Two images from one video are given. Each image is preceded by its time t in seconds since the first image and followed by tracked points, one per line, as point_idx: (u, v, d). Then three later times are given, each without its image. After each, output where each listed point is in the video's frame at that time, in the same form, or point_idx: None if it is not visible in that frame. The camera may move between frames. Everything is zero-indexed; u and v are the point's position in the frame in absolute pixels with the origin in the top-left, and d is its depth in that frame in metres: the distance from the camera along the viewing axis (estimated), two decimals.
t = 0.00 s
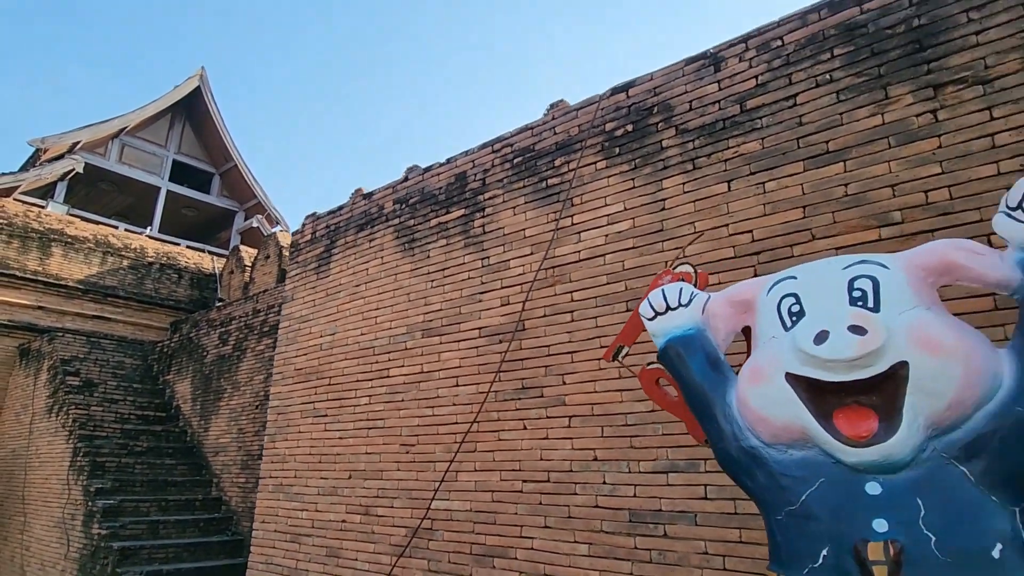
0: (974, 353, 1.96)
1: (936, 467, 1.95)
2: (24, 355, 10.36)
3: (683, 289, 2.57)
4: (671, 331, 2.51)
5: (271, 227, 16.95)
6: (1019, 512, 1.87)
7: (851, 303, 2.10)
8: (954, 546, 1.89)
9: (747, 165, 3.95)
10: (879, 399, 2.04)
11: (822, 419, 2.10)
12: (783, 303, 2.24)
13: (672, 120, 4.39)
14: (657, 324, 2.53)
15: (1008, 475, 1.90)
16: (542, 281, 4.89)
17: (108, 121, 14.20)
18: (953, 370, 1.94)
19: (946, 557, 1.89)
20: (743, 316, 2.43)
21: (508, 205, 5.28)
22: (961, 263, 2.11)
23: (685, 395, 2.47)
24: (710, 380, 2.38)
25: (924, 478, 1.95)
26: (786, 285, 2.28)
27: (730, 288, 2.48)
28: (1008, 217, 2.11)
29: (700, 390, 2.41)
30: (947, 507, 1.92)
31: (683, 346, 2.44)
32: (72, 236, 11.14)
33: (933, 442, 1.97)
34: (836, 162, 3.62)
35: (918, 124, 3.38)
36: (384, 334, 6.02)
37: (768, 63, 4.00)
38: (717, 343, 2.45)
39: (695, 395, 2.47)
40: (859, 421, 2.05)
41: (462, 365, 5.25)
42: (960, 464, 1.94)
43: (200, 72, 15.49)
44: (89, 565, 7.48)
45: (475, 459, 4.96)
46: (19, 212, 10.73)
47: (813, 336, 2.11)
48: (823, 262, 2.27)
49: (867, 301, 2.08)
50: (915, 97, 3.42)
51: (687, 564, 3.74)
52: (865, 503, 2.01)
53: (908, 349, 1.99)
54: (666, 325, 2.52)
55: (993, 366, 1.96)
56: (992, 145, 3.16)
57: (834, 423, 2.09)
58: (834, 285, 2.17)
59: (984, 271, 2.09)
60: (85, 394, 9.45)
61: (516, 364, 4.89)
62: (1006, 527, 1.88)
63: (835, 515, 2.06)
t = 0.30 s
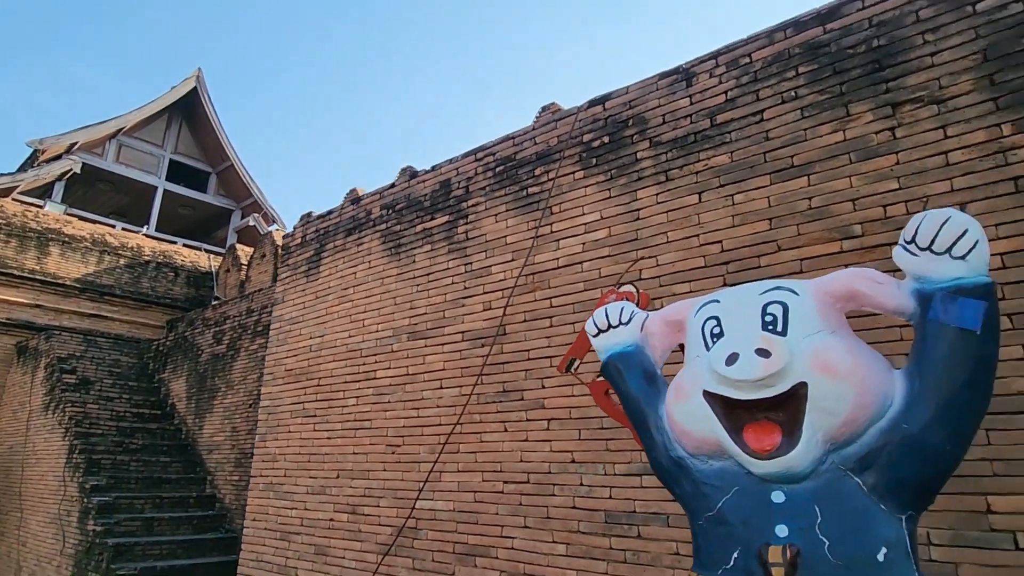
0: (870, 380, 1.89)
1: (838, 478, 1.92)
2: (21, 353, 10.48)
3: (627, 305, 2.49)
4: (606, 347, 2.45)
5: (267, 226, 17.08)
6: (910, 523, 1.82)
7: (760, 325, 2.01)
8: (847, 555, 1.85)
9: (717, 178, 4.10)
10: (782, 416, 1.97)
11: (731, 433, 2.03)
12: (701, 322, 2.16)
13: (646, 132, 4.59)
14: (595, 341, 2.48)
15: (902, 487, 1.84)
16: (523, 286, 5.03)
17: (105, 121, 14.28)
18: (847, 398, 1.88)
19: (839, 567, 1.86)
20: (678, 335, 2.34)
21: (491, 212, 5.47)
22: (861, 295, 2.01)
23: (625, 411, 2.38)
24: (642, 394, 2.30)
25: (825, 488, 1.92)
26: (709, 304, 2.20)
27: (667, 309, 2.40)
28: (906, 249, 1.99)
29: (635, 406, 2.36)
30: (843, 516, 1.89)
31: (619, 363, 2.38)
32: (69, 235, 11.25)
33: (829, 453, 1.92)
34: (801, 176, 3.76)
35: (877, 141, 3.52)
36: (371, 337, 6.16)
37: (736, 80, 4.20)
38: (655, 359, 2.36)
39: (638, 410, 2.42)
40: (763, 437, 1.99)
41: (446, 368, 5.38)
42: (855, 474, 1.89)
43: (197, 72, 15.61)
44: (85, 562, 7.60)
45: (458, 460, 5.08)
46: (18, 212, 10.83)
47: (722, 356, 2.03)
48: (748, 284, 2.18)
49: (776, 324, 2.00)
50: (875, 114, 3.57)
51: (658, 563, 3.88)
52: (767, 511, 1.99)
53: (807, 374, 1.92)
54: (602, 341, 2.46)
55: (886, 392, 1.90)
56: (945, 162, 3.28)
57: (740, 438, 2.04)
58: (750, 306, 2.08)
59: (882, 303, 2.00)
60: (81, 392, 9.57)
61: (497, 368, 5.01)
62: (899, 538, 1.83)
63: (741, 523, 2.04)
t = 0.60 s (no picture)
0: (776, 386, 1.90)
1: (744, 473, 1.90)
2: (18, 350, 10.66)
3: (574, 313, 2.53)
4: (549, 352, 2.49)
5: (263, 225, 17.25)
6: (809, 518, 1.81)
7: (679, 333, 2.04)
8: (749, 548, 1.82)
9: (681, 189, 4.32)
10: (695, 418, 1.97)
11: (649, 432, 2.03)
12: (632, 328, 2.20)
13: (617, 142, 4.82)
14: (540, 346, 2.53)
15: (802, 482, 1.84)
16: (500, 290, 5.22)
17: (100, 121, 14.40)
18: (751, 403, 1.89)
19: (741, 560, 1.82)
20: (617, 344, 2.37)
21: (471, 217, 5.67)
22: (772, 307, 2.05)
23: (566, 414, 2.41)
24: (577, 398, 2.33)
25: (732, 482, 1.90)
26: (642, 313, 2.23)
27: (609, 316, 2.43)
28: (810, 265, 2.04)
29: (573, 410, 2.38)
30: (748, 510, 1.87)
31: (559, 368, 2.43)
32: (65, 233, 11.40)
33: (736, 448, 1.91)
34: (758, 188, 3.98)
35: (828, 155, 3.74)
36: (357, 337, 6.34)
37: (700, 94, 4.46)
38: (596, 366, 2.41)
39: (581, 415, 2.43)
40: (676, 436, 1.99)
41: (427, 368, 5.54)
42: (759, 469, 1.88)
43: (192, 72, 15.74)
44: (80, 557, 7.78)
45: (439, 458, 5.20)
46: (14, 210, 10.97)
47: (642, 361, 2.06)
48: (678, 295, 2.21)
49: (694, 332, 2.02)
50: (826, 130, 3.80)
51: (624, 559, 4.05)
52: (677, 504, 1.96)
53: (716, 379, 1.93)
54: (546, 347, 2.51)
55: (789, 398, 1.91)
56: (888, 177, 3.49)
57: (655, 437, 2.03)
58: (674, 315, 2.11)
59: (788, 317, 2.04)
60: (77, 389, 9.74)
61: (475, 369, 5.18)
62: (799, 532, 1.82)
63: (651, 515, 2.01)
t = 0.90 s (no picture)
0: (663, 382, 2.14)
1: (634, 459, 2.15)
2: (12, 347, 10.89)
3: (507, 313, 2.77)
4: (483, 348, 2.75)
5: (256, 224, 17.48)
6: (687, 498, 2.07)
7: (585, 333, 2.28)
8: (634, 524, 2.08)
9: (633, 195, 4.58)
10: (595, 409, 2.22)
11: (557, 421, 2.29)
12: (549, 328, 2.44)
13: (577, 149, 5.06)
14: (475, 343, 2.78)
15: (682, 466, 2.09)
16: (468, 290, 5.46)
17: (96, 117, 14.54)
18: (640, 397, 2.13)
19: (627, 535, 2.08)
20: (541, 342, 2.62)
21: (443, 220, 5.91)
22: (670, 310, 2.28)
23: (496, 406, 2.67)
24: (502, 392, 2.58)
25: (623, 467, 2.16)
26: (560, 314, 2.47)
27: (536, 316, 2.68)
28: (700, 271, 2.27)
29: (501, 403, 2.63)
30: (636, 491, 2.13)
31: (490, 365, 2.68)
32: (58, 231, 11.58)
33: (629, 436, 2.16)
34: (701, 195, 4.23)
35: (763, 165, 4.01)
36: (335, 335, 6.53)
37: (653, 104, 4.71)
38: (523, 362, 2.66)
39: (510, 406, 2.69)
40: (579, 425, 2.24)
41: (400, 365, 5.78)
42: (647, 454, 2.13)
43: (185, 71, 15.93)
44: (71, 549, 8.01)
45: (408, 451, 5.46)
46: (7, 208, 11.16)
47: (553, 358, 2.31)
48: (592, 298, 2.44)
49: (598, 333, 2.26)
50: (762, 141, 4.06)
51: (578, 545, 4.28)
52: (578, 487, 2.21)
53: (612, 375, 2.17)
54: (481, 344, 2.77)
55: (676, 392, 2.15)
56: (815, 187, 3.77)
57: (563, 425, 2.29)
58: (584, 317, 2.35)
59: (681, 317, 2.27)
60: (69, 385, 9.96)
61: (444, 365, 5.44)
62: (677, 510, 2.07)
63: (556, 497, 2.27)
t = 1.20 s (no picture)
0: (585, 377, 2.90)
1: (557, 454, 2.91)
2: (7, 344, 11.09)
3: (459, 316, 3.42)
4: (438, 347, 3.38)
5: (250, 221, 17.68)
6: (603, 483, 2.82)
7: (524, 336, 3.02)
8: (558, 507, 2.86)
9: (596, 199, 4.79)
10: (529, 402, 2.99)
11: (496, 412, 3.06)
12: (493, 330, 3.15)
13: (546, 154, 5.26)
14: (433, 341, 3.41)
15: (603, 455, 2.83)
16: (442, 289, 5.67)
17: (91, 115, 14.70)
18: (566, 390, 2.87)
19: (552, 516, 2.85)
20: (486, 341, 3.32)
21: (420, 221, 6.10)
22: (600, 312, 3.03)
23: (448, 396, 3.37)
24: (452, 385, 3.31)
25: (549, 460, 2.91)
26: (504, 317, 3.19)
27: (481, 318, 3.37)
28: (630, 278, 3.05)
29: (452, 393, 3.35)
30: (562, 478, 2.88)
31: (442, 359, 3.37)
32: (53, 228, 11.72)
33: (558, 429, 2.91)
34: (657, 200, 4.48)
35: (713, 172, 4.27)
36: (318, 332, 6.69)
37: (616, 111, 4.91)
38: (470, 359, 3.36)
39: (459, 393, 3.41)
40: (514, 418, 3.00)
41: (378, 361, 5.98)
42: (573, 447, 2.86)
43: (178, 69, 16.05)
44: (65, 541, 8.23)
45: (384, 444, 5.68)
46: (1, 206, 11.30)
47: (498, 357, 3.05)
48: (531, 302, 3.20)
49: (534, 337, 2.98)
50: (714, 149, 4.31)
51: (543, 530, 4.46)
52: (514, 480, 2.97)
53: (543, 373, 2.92)
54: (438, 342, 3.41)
55: (598, 387, 2.89)
56: (759, 193, 4.06)
57: (504, 416, 3.04)
58: (522, 322, 3.09)
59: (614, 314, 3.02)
60: (64, 381, 10.16)
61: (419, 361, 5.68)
62: (593, 492, 2.85)
63: (496, 484, 3.02)
